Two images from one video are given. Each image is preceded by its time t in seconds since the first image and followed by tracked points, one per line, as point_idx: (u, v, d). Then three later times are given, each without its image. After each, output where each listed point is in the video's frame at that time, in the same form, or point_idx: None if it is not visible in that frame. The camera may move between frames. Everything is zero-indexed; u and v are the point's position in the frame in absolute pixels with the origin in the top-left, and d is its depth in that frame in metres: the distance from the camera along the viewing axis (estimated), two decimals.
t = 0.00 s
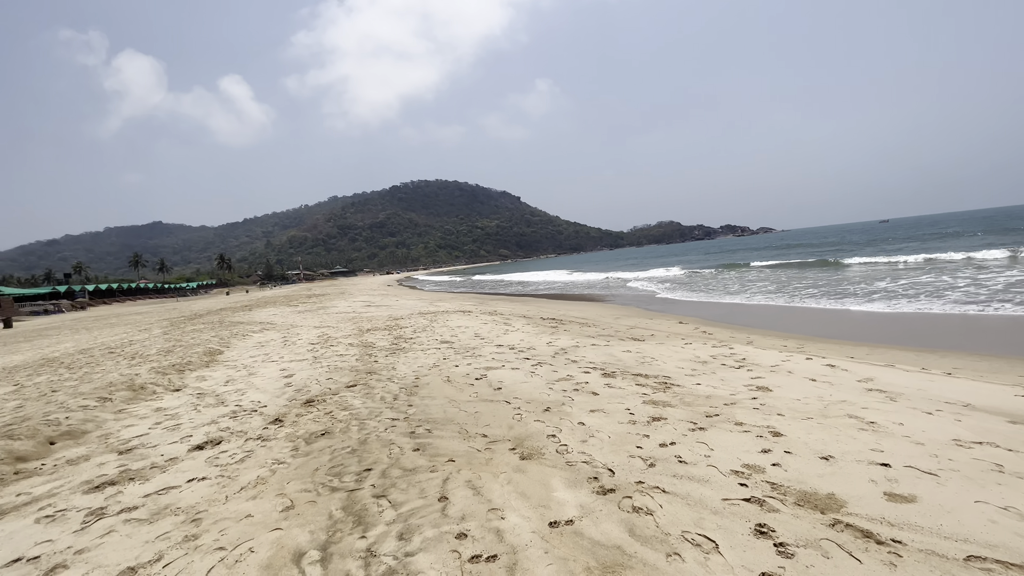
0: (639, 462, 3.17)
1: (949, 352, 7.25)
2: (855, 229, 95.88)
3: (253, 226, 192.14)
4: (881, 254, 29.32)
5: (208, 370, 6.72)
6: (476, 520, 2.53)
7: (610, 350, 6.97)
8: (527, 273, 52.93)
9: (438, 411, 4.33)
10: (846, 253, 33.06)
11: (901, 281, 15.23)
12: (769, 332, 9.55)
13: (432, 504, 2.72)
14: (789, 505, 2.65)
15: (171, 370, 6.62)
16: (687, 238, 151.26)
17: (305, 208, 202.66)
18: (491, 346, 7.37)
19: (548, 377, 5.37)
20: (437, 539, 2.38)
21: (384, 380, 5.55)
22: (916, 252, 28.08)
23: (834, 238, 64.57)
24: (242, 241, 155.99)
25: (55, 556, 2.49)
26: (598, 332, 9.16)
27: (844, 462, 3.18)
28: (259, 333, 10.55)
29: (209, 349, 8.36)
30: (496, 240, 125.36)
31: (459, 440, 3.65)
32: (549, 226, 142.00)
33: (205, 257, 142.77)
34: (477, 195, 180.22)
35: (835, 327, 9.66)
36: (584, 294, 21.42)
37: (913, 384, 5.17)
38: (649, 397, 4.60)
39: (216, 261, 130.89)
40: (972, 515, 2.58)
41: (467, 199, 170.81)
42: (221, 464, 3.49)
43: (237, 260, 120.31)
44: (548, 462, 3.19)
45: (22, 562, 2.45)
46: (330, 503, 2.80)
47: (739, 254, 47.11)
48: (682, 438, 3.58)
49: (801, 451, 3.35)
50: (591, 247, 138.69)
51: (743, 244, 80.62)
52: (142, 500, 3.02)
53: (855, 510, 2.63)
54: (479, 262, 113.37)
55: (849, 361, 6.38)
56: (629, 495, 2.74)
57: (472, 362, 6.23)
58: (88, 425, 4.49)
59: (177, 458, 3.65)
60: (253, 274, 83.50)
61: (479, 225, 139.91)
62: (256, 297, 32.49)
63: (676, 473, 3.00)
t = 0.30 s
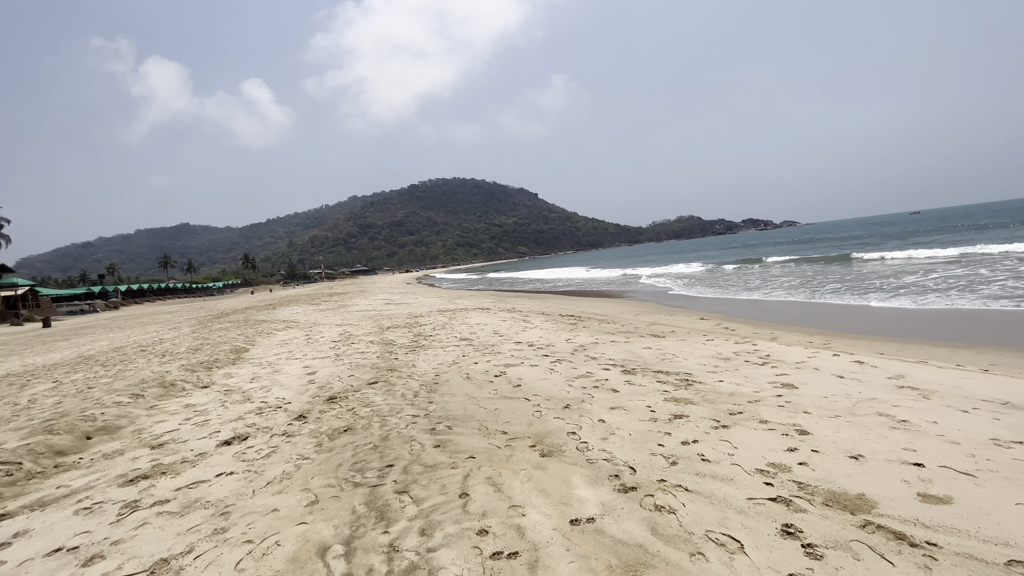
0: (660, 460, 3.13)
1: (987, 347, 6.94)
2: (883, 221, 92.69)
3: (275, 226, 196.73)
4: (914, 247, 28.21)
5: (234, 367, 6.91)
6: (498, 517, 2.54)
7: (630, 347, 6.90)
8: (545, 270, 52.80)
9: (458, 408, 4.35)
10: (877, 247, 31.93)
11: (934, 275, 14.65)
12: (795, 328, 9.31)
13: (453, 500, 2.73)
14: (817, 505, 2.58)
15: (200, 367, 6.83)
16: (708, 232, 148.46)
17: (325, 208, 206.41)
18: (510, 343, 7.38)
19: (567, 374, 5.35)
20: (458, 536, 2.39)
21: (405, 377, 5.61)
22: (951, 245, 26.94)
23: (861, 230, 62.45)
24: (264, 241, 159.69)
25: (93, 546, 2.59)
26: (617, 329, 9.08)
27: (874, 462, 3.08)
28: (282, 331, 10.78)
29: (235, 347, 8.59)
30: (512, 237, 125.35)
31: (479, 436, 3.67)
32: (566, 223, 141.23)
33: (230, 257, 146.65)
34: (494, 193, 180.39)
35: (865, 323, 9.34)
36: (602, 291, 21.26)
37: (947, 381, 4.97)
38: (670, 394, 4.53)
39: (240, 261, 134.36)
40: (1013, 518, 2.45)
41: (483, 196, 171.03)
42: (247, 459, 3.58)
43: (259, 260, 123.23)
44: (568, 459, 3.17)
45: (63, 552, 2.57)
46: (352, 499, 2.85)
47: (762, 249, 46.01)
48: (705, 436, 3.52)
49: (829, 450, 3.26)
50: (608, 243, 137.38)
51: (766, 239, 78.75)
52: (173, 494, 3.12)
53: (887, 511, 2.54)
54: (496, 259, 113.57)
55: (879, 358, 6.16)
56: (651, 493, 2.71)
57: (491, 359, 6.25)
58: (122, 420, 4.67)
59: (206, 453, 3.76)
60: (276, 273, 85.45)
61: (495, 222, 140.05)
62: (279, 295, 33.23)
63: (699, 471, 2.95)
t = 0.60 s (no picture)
0: (679, 457, 3.09)
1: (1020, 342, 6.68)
2: (907, 213, 89.97)
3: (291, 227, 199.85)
4: (940, 240, 27.32)
5: (254, 364, 7.05)
6: (516, 512, 2.54)
7: (646, 343, 6.84)
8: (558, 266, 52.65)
9: (474, 404, 4.37)
10: (901, 240, 31.04)
11: (962, 268, 14.19)
12: (816, 323, 9.10)
13: (471, 495, 2.75)
14: (842, 502, 2.52)
15: (222, 365, 6.99)
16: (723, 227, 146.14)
17: (339, 208, 208.93)
18: (525, 339, 7.37)
19: (583, 370, 5.32)
20: (476, 531, 2.40)
21: (421, 373, 5.65)
22: (979, 237, 26.04)
23: (884, 223, 60.74)
24: (280, 241, 162.34)
25: (122, 538, 2.67)
26: (633, 325, 9.00)
27: (901, 459, 2.99)
28: (301, 329, 10.97)
29: (256, 344, 8.76)
30: (525, 235, 125.18)
31: (496, 432, 3.67)
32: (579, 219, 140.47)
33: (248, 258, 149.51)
34: (505, 190, 180.25)
35: (890, 318, 9.08)
36: (616, 287, 21.10)
37: (977, 376, 4.80)
38: (688, 390, 4.48)
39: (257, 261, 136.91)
40: None
41: (495, 194, 171.03)
42: (269, 454, 3.65)
43: (278, 259, 125.55)
44: (586, 455, 3.16)
45: (95, 543, 2.65)
46: (372, 493, 2.88)
47: (780, 243, 45.13)
48: (725, 432, 3.47)
49: (854, 447, 3.18)
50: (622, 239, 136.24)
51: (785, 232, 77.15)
52: (198, 488, 3.20)
53: (915, 509, 2.46)
54: (508, 257, 113.60)
55: (905, 353, 5.99)
56: (670, 489, 2.68)
57: (506, 355, 6.25)
58: (148, 416, 4.80)
59: (229, 448, 3.85)
60: (293, 272, 86.84)
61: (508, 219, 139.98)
62: (297, 294, 33.79)
63: (720, 468, 2.91)
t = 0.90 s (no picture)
0: (693, 453, 3.06)
1: None
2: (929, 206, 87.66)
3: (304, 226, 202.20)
4: (963, 233, 26.62)
5: (270, 361, 7.15)
6: (529, 508, 2.54)
7: (659, 339, 6.79)
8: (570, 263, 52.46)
9: (486, 401, 4.38)
10: (921, 233, 30.32)
11: (986, 262, 13.81)
12: (833, 319, 8.94)
13: (484, 491, 2.76)
14: (860, 500, 2.47)
15: (238, 362, 7.11)
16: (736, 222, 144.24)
17: (350, 206, 210.73)
18: (537, 336, 7.36)
19: (595, 367, 5.30)
20: (490, 527, 2.41)
21: (433, 370, 5.69)
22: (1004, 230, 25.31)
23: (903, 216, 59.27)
24: (293, 240, 164.47)
25: (145, 531, 2.73)
26: (645, 321, 8.94)
27: (922, 457, 2.92)
28: (315, 326, 11.10)
29: (271, 342, 8.89)
30: (535, 232, 124.97)
31: (508, 429, 3.68)
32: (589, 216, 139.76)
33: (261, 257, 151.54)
34: (515, 187, 180.01)
35: (910, 313, 8.89)
36: (629, 283, 20.98)
37: (1001, 372, 4.67)
38: (702, 387, 4.43)
39: (271, 260, 138.89)
40: None
41: (505, 191, 170.74)
42: (285, 450, 3.70)
43: (291, 259, 127.19)
44: (599, 452, 3.15)
45: (118, 536, 2.72)
46: (386, 489, 2.91)
47: (795, 238, 44.44)
48: (740, 429, 3.43)
49: (872, 444, 3.12)
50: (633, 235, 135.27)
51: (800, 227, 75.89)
52: (217, 483, 3.26)
53: (936, 508, 2.41)
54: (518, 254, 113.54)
55: (926, 349, 5.85)
56: (685, 486, 2.66)
57: (518, 352, 6.25)
58: (168, 412, 4.91)
59: (246, 444, 3.91)
60: (306, 271, 87.88)
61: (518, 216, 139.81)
62: (311, 292, 34.18)
63: (735, 465, 2.88)
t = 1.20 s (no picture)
0: (704, 451, 3.05)
1: None
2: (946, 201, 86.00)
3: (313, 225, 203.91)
4: (982, 228, 26.03)
5: (282, 359, 7.24)
6: (540, 505, 2.55)
7: (669, 336, 6.74)
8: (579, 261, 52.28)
9: (496, 398, 4.39)
10: (938, 229, 29.71)
11: (1006, 259, 13.49)
12: (847, 316, 8.79)
13: (494, 488, 2.77)
14: (874, 499, 2.44)
15: (251, 359, 7.21)
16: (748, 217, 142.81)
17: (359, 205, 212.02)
18: (547, 333, 7.36)
19: (605, 364, 5.29)
20: (500, 524, 2.42)
21: (443, 367, 5.71)
22: None
23: (920, 211, 58.00)
24: (303, 239, 166.02)
25: (162, 525, 2.79)
26: (655, 318, 8.88)
27: (939, 456, 2.87)
28: (325, 324, 11.21)
29: (283, 339, 8.98)
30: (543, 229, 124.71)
31: (518, 426, 3.69)
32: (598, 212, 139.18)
33: (272, 255, 153.14)
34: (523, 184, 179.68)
35: (926, 310, 8.72)
36: (639, 280, 20.87)
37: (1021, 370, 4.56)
38: (713, 384, 4.40)
39: (282, 259, 140.44)
40: None
41: (513, 188, 170.49)
42: (298, 446, 3.75)
43: (301, 257, 128.45)
44: (609, 449, 3.15)
45: (136, 530, 2.77)
46: (397, 485, 2.93)
47: (807, 235, 43.85)
48: (751, 427, 3.40)
49: (887, 442, 3.08)
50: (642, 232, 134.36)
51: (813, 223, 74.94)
52: (231, 478, 3.31)
53: (953, 508, 2.36)
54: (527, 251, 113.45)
55: (943, 346, 5.74)
56: (696, 484, 2.65)
57: (527, 350, 6.25)
58: (183, 409, 5.00)
59: (260, 440, 3.97)
60: (316, 269, 88.63)
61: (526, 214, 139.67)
62: (321, 291, 34.51)
63: (747, 463, 2.86)
